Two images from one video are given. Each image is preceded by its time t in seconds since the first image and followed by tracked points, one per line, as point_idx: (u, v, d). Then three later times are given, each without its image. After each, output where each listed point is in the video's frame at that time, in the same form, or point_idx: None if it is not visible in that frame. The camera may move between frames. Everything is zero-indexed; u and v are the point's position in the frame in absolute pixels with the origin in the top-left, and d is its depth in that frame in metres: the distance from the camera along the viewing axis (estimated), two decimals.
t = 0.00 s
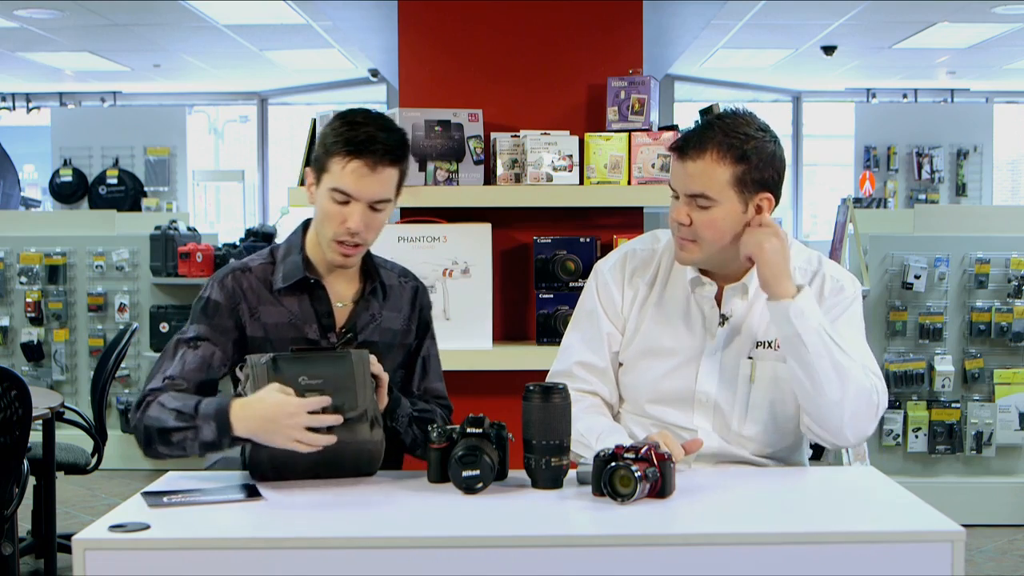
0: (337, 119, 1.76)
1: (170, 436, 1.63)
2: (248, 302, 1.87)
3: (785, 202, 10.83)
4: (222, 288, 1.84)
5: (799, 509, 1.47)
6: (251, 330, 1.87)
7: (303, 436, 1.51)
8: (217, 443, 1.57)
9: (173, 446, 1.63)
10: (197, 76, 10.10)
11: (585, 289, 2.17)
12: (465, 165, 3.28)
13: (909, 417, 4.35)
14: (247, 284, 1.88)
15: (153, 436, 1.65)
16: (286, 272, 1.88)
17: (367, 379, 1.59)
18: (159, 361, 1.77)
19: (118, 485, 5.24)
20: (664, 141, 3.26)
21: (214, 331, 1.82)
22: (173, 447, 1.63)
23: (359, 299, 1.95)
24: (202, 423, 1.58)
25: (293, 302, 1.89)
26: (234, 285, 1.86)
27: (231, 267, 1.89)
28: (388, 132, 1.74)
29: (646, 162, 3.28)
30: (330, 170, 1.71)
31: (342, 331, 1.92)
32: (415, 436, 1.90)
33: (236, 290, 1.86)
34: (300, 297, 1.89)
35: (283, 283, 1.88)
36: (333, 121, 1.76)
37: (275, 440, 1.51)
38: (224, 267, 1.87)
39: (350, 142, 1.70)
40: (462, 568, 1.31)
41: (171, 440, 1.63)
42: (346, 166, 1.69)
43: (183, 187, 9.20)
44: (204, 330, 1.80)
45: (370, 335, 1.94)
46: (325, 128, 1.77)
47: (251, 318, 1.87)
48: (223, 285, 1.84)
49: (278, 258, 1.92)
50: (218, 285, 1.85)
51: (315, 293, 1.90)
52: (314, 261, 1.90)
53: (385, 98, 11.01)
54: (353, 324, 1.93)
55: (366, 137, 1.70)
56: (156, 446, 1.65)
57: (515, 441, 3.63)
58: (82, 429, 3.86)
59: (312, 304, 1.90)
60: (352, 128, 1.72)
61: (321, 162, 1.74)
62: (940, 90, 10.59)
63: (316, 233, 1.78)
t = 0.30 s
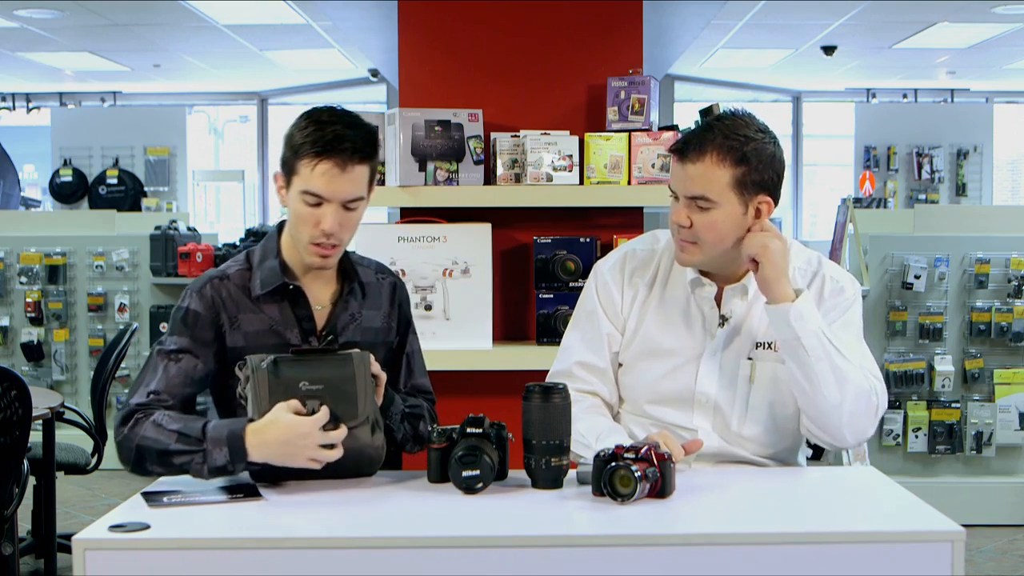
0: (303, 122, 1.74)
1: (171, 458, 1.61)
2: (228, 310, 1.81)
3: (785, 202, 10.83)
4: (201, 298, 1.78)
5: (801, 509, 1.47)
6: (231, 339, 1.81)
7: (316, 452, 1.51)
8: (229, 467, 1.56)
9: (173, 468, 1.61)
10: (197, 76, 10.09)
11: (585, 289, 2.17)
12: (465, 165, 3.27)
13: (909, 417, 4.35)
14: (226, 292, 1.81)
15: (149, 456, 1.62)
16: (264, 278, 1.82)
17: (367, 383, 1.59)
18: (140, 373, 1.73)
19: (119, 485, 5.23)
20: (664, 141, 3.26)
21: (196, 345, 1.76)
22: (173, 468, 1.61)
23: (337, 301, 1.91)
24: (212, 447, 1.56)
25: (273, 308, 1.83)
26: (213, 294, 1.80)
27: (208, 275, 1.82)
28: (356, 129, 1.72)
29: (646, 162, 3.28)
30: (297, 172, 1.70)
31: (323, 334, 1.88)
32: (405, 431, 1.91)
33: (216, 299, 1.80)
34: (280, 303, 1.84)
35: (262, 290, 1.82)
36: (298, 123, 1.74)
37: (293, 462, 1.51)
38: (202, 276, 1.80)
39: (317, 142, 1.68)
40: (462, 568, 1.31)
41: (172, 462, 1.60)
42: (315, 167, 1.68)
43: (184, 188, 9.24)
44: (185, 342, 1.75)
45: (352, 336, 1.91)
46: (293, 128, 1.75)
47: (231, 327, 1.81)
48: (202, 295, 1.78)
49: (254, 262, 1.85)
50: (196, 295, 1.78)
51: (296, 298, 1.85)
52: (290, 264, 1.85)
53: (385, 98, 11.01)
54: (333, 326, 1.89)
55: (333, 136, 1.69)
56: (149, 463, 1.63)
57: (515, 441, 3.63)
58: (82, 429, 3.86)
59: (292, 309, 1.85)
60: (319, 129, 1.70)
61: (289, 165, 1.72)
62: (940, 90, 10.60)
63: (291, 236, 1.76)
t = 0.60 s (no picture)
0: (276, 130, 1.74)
1: (167, 466, 1.60)
2: (216, 321, 1.80)
3: (785, 202, 10.83)
4: (189, 309, 1.76)
5: (802, 509, 1.47)
6: (221, 350, 1.80)
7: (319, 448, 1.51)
8: (231, 471, 1.57)
9: (169, 477, 1.60)
10: (197, 76, 10.10)
11: (583, 290, 2.17)
12: (465, 165, 3.28)
13: (909, 417, 4.35)
14: (213, 303, 1.80)
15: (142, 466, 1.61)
16: (251, 286, 1.81)
17: (368, 385, 1.58)
18: (127, 384, 1.71)
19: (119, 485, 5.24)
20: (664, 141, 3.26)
21: (186, 356, 1.75)
22: (169, 476, 1.60)
23: (324, 302, 1.92)
24: (213, 451, 1.57)
25: (261, 316, 1.82)
26: (201, 305, 1.78)
27: (195, 286, 1.81)
28: (330, 134, 1.72)
29: (646, 162, 3.28)
30: (275, 182, 1.69)
31: (312, 337, 1.89)
32: (401, 426, 1.92)
33: (204, 310, 1.78)
34: (268, 311, 1.83)
35: (249, 298, 1.81)
36: (272, 130, 1.74)
37: (296, 462, 1.50)
38: (189, 287, 1.79)
39: (294, 150, 1.68)
40: (462, 567, 1.31)
41: (169, 470, 1.60)
42: (293, 174, 1.68)
43: (181, 188, 9.68)
44: (174, 354, 1.73)
45: (342, 335, 1.93)
46: (269, 133, 1.75)
47: (220, 338, 1.80)
48: (189, 306, 1.76)
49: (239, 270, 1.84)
50: (183, 306, 1.76)
51: (284, 304, 1.84)
52: (276, 272, 1.86)
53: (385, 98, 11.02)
54: (322, 328, 1.90)
55: (310, 143, 1.68)
56: (142, 474, 1.61)
57: (515, 441, 3.63)
58: (82, 429, 3.86)
59: (281, 314, 1.84)
60: (294, 136, 1.70)
61: (267, 173, 1.71)
62: (940, 90, 10.60)
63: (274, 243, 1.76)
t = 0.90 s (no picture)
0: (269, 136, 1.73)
1: (160, 468, 1.59)
2: (211, 328, 1.80)
3: (785, 202, 10.84)
4: (183, 316, 1.76)
5: (802, 508, 1.47)
6: (217, 356, 1.80)
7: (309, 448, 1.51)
8: (226, 470, 1.57)
9: (161, 480, 1.59)
10: (197, 76, 10.10)
11: (584, 290, 2.17)
12: (465, 165, 3.28)
13: (909, 417, 4.34)
14: (208, 309, 1.79)
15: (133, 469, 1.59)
16: (245, 291, 1.80)
17: (369, 390, 1.58)
18: (119, 391, 1.70)
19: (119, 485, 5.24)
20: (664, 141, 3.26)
21: (180, 363, 1.75)
22: (162, 479, 1.59)
23: (319, 305, 1.92)
24: (207, 451, 1.57)
25: (256, 321, 1.82)
26: (196, 311, 1.78)
27: (190, 290, 1.80)
28: (323, 138, 1.71)
29: (646, 162, 3.28)
30: (272, 188, 1.69)
31: (308, 340, 1.89)
32: (398, 426, 1.92)
33: (199, 316, 1.78)
34: (262, 316, 1.83)
35: (243, 303, 1.80)
36: (266, 135, 1.74)
37: (285, 461, 1.51)
38: (183, 293, 1.78)
39: (290, 155, 1.68)
40: (462, 567, 1.31)
41: (163, 473, 1.59)
42: (289, 180, 1.67)
43: (181, 188, 9.65)
44: (168, 361, 1.73)
45: (338, 336, 1.92)
46: (264, 137, 1.75)
47: (216, 343, 1.80)
48: (184, 312, 1.76)
49: (233, 274, 1.83)
50: (178, 312, 1.76)
51: (280, 308, 1.84)
52: (271, 276, 1.85)
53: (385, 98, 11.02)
54: (318, 331, 1.90)
55: (305, 149, 1.68)
56: (133, 479, 1.59)
57: (515, 441, 3.63)
58: (82, 429, 3.86)
59: (276, 317, 1.84)
60: (289, 141, 1.70)
61: (262, 179, 1.71)
62: (940, 90, 10.60)
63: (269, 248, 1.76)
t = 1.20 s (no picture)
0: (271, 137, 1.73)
1: (163, 473, 1.58)
2: (211, 330, 1.79)
3: (785, 202, 10.84)
4: (183, 320, 1.75)
5: (802, 509, 1.47)
6: (217, 359, 1.80)
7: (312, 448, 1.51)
8: (230, 475, 1.56)
9: (164, 485, 1.58)
10: (197, 76, 10.10)
11: (584, 291, 2.17)
12: (465, 165, 3.27)
13: (909, 417, 4.34)
14: (208, 313, 1.79)
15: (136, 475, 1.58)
16: (245, 294, 1.80)
17: (370, 392, 1.58)
18: (118, 396, 1.69)
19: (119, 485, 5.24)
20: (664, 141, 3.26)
21: (181, 366, 1.74)
22: (165, 485, 1.58)
23: (319, 306, 1.92)
24: (211, 455, 1.57)
25: (256, 323, 1.82)
26: (196, 315, 1.77)
27: (189, 294, 1.80)
28: (326, 139, 1.71)
29: (646, 162, 3.28)
30: (274, 189, 1.69)
31: (308, 341, 1.89)
32: (398, 425, 1.92)
33: (199, 320, 1.77)
34: (262, 318, 1.83)
35: (243, 306, 1.80)
36: (267, 137, 1.74)
37: (289, 462, 1.51)
38: (183, 296, 1.78)
39: (293, 157, 1.68)
40: (462, 566, 1.31)
41: (165, 478, 1.58)
42: (293, 182, 1.67)
43: (182, 188, 9.59)
44: (169, 366, 1.72)
45: (338, 336, 1.93)
46: (265, 137, 1.74)
47: (216, 347, 1.79)
48: (184, 317, 1.75)
49: (232, 276, 1.83)
50: (178, 316, 1.75)
51: (280, 310, 1.84)
52: (270, 277, 1.85)
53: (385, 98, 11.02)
54: (318, 331, 1.90)
55: (308, 150, 1.68)
56: (134, 485, 1.58)
57: (515, 441, 3.63)
58: (82, 429, 3.86)
59: (276, 319, 1.84)
60: (292, 142, 1.70)
61: (264, 181, 1.71)
62: (940, 90, 10.61)
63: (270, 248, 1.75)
